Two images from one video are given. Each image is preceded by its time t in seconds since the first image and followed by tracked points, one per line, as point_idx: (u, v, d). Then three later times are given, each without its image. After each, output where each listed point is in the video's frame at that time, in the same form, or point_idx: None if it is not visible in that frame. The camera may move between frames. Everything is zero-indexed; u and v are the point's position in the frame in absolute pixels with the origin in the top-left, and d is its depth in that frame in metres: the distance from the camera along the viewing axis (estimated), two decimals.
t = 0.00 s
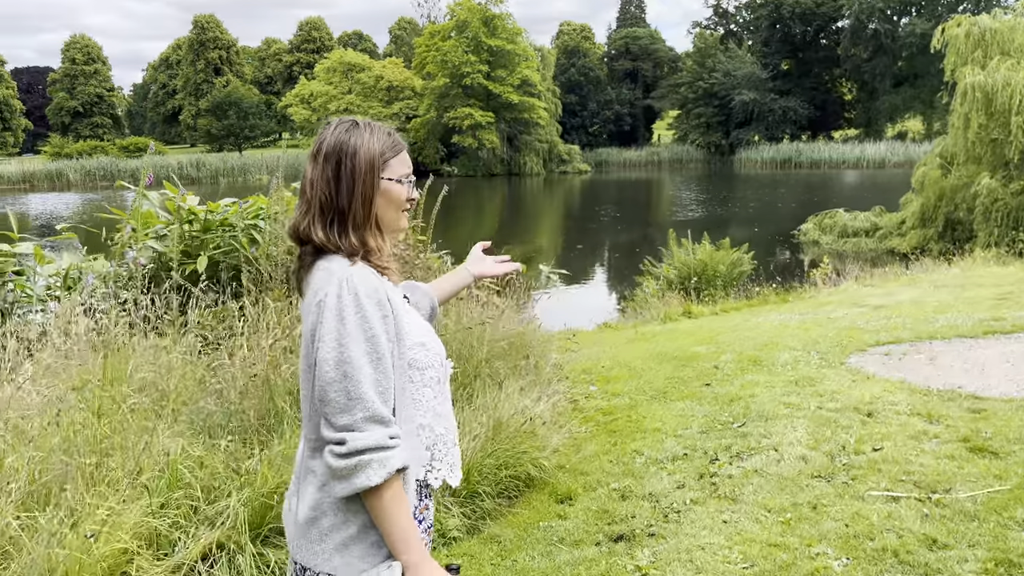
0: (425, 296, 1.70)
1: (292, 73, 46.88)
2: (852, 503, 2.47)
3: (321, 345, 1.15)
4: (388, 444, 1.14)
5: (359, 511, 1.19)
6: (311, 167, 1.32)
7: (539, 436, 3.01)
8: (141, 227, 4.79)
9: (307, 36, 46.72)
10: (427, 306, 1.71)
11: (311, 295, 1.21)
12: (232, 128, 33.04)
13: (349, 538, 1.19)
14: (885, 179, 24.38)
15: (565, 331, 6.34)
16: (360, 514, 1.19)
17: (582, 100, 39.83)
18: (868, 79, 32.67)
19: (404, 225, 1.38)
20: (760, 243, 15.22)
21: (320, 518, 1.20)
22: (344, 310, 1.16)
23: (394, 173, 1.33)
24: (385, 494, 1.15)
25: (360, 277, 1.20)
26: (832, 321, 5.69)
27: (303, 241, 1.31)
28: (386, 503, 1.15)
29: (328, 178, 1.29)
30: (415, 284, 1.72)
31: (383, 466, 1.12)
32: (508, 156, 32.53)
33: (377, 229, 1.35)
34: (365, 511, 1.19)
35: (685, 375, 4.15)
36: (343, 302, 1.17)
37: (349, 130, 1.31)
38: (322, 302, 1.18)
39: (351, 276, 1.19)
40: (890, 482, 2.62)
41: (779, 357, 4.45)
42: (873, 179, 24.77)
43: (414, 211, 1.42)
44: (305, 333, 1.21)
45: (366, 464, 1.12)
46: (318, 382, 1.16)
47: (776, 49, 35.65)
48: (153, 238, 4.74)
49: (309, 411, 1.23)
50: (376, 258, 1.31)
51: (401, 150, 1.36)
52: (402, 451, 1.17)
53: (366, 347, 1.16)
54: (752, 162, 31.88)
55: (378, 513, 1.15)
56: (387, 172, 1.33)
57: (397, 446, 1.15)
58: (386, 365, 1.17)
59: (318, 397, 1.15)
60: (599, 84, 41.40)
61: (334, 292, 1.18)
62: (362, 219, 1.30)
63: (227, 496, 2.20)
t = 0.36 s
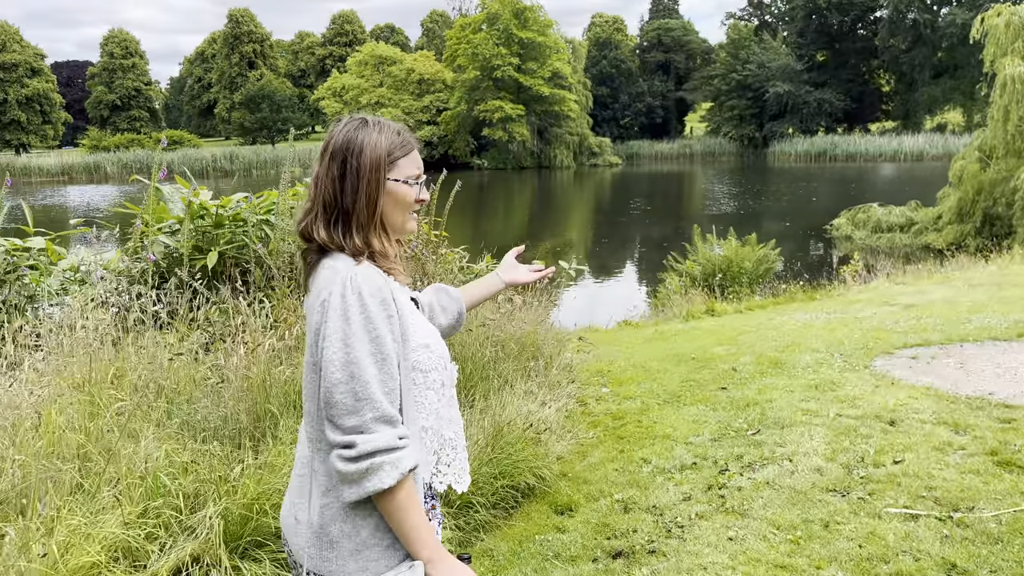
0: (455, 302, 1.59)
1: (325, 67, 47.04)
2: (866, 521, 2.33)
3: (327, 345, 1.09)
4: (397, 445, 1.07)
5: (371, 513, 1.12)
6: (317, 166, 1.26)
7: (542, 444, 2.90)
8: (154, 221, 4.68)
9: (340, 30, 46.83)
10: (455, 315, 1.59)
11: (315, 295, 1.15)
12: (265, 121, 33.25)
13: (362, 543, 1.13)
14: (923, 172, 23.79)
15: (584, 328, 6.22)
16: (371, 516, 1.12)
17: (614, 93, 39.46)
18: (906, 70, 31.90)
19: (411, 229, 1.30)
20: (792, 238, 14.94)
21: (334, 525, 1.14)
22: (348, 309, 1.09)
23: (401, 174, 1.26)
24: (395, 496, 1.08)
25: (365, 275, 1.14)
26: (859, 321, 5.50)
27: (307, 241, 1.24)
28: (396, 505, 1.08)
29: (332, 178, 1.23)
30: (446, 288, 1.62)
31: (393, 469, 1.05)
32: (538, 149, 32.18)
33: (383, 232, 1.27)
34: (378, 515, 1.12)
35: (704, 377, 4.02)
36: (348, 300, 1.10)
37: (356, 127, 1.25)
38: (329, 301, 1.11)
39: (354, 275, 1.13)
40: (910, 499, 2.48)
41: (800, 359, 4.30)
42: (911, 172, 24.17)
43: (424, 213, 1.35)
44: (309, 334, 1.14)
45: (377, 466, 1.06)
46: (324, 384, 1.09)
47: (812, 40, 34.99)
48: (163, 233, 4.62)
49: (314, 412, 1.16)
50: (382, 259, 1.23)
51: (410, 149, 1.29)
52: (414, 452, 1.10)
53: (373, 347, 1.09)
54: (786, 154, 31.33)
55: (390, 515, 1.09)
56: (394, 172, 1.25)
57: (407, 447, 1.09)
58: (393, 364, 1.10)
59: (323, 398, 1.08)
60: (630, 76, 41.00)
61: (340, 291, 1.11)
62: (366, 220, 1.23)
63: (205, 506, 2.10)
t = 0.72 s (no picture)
0: (483, 264, 1.59)
1: (354, 60, 47.06)
2: (885, 542, 2.17)
3: (363, 376, 1.07)
4: (429, 485, 1.06)
5: (402, 545, 1.12)
6: (345, 170, 1.20)
7: (545, 449, 2.79)
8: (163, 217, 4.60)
9: (369, 23, 46.81)
10: (484, 277, 1.58)
11: (352, 317, 1.13)
12: (294, 114, 33.37)
13: (396, 567, 1.13)
14: (960, 166, 23.19)
15: (601, 327, 6.09)
16: (401, 547, 1.12)
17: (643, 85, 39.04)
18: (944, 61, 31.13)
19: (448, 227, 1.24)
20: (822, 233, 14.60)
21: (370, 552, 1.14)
22: (388, 341, 1.07)
23: (431, 175, 1.19)
24: (428, 531, 1.08)
25: (406, 299, 1.10)
26: (887, 321, 5.28)
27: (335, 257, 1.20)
28: (429, 541, 1.08)
29: (355, 186, 1.17)
30: (472, 250, 1.60)
31: (424, 509, 1.05)
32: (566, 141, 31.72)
33: (415, 235, 1.21)
34: (408, 547, 1.12)
35: (720, 380, 3.86)
36: (389, 329, 1.07)
37: (375, 123, 1.18)
38: (366, 326, 1.09)
39: (396, 300, 1.09)
40: (932, 518, 2.31)
41: (822, 361, 4.12)
42: (947, 166, 23.59)
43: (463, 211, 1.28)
44: (348, 357, 1.14)
45: (408, 504, 1.05)
46: (361, 413, 1.09)
47: (846, 31, 34.28)
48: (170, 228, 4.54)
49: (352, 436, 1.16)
50: (417, 271, 1.17)
51: (439, 144, 1.22)
52: (450, 488, 1.10)
53: (415, 381, 1.08)
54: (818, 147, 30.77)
55: (421, 551, 1.09)
56: (423, 172, 1.19)
57: (441, 485, 1.08)
58: (434, 398, 1.09)
59: (362, 430, 1.09)
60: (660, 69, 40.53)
61: (376, 318, 1.08)
62: (393, 230, 1.17)
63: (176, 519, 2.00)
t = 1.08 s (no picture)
0: (548, 288, 1.50)
1: (379, 54, 47.00)
2: None
3: (364, 422, 1.07)
4: (436, 543, 1.05)
5: None
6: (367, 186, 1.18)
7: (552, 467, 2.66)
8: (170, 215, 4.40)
9: (395, 17, 46.71)
10: (550, 303, 1.50)
11: (361, 350, 1.13)
12: (320, 108, 33.40)
13: None
14: (995, 161, 22.63)
15: (619, 329, 5.94)
16: None
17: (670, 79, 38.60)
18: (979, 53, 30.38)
19: (478, 248, 1.19)
20: (851, 229, 14.26)
21: None
22: (389, 384, 1.05)
23: (456, 191, 1.14)
24: None
25: (407, 334, 1.08)
26: (917, 327, 5.06)
27: (360, 273, 1.20)
28: None
29: (378, 201, 1.16)
30: (534, 270, 1.51)
31: (430, 570, 1.05)
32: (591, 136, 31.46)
33: (443, 255, 1.18)
34: None
35: (738, 391, 3.69)
36: (388, 369, 1.06)
37: (400, 132, 1.15)
38: (371, 365, 1.08)
39: (394, 338, 1.07)
40: (963, 551, 2.16)
41: (846, 371, 3.94)
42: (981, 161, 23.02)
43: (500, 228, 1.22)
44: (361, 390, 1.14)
45: (415, 563, 1.05)
46: (363, 460, 1.08)
47: (878, 22, 33.57)
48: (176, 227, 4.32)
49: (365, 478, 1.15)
50: (435, 300, 1.14)
51: (466, 155, 1.16)
52: (457, 544, 1.09)
53: (417, 425, 1.06)
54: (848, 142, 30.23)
55: None
56: (447, 188, 1.14)
57: (448, 542, 1.07)
58: (439, 448, 1.08)
59: (365, 478, 1.08)
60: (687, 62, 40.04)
61: (378, 355, 1.07)
62: (418, 252, 1.13)
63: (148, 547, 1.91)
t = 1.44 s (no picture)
0: (650, 281, 1.39)
1: (399, 49, 46.82)
2: None
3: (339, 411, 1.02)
4: (398, 554, 0.95)
5: None
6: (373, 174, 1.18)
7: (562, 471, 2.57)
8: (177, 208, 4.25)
9: (415, 12, 46.53)
10: (654, 297, 1.39)
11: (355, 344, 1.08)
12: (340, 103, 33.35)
13: None
14: None
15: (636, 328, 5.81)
16: None
17: (691, 73, 38.21)
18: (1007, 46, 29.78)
19: (459, 239, 1.07)
20: (875, 225, 13.99)
21: None
22: (356, 373, 0.99)
23: (423, 173, 1.07)
24: None
25: (382, 326, 1.01)
26: (944, 326, 4.90)
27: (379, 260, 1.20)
28: None
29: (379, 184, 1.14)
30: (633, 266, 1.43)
31: None
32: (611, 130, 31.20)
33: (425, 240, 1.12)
34: None
35: (758, 393, 3.56)
36: (356, 358, 1.00)
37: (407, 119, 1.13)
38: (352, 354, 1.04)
39: (372, 324, 1.02)
40: (998, 570, 2.04)
41: (870, 374, 3.79)
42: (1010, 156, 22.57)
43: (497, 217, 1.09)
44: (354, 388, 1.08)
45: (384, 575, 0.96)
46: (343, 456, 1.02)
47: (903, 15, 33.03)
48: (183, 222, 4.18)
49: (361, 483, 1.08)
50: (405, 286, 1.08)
51: (438, 133, 1.07)
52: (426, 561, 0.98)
53: (378, 421, 0.99)
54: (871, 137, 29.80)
55: None
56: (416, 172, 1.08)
57: (419, 554, 0.97)
58: (407, 449, 0.99)
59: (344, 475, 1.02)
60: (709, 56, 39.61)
61: (356, 346, 1.02)
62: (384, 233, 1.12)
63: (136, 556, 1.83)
